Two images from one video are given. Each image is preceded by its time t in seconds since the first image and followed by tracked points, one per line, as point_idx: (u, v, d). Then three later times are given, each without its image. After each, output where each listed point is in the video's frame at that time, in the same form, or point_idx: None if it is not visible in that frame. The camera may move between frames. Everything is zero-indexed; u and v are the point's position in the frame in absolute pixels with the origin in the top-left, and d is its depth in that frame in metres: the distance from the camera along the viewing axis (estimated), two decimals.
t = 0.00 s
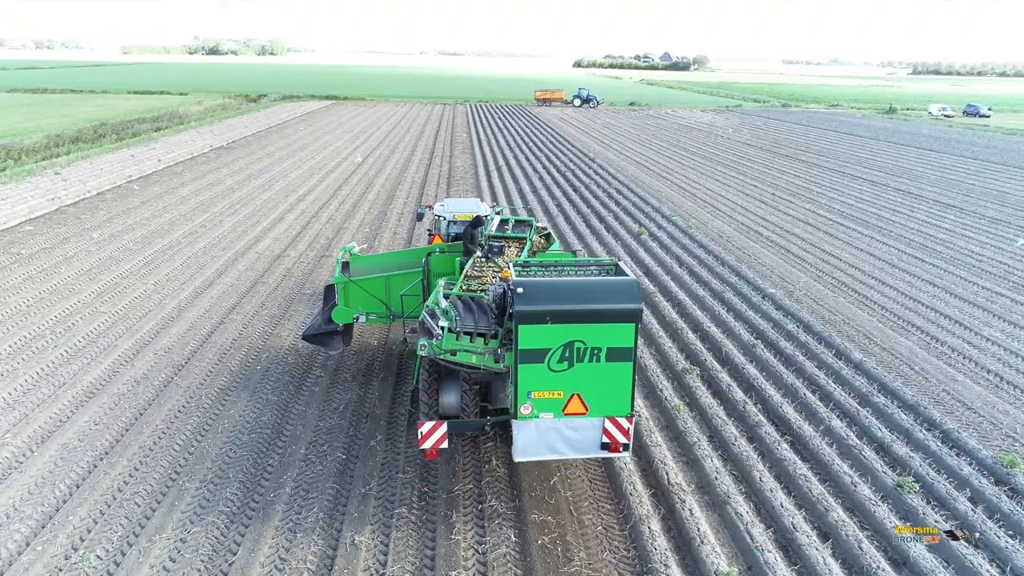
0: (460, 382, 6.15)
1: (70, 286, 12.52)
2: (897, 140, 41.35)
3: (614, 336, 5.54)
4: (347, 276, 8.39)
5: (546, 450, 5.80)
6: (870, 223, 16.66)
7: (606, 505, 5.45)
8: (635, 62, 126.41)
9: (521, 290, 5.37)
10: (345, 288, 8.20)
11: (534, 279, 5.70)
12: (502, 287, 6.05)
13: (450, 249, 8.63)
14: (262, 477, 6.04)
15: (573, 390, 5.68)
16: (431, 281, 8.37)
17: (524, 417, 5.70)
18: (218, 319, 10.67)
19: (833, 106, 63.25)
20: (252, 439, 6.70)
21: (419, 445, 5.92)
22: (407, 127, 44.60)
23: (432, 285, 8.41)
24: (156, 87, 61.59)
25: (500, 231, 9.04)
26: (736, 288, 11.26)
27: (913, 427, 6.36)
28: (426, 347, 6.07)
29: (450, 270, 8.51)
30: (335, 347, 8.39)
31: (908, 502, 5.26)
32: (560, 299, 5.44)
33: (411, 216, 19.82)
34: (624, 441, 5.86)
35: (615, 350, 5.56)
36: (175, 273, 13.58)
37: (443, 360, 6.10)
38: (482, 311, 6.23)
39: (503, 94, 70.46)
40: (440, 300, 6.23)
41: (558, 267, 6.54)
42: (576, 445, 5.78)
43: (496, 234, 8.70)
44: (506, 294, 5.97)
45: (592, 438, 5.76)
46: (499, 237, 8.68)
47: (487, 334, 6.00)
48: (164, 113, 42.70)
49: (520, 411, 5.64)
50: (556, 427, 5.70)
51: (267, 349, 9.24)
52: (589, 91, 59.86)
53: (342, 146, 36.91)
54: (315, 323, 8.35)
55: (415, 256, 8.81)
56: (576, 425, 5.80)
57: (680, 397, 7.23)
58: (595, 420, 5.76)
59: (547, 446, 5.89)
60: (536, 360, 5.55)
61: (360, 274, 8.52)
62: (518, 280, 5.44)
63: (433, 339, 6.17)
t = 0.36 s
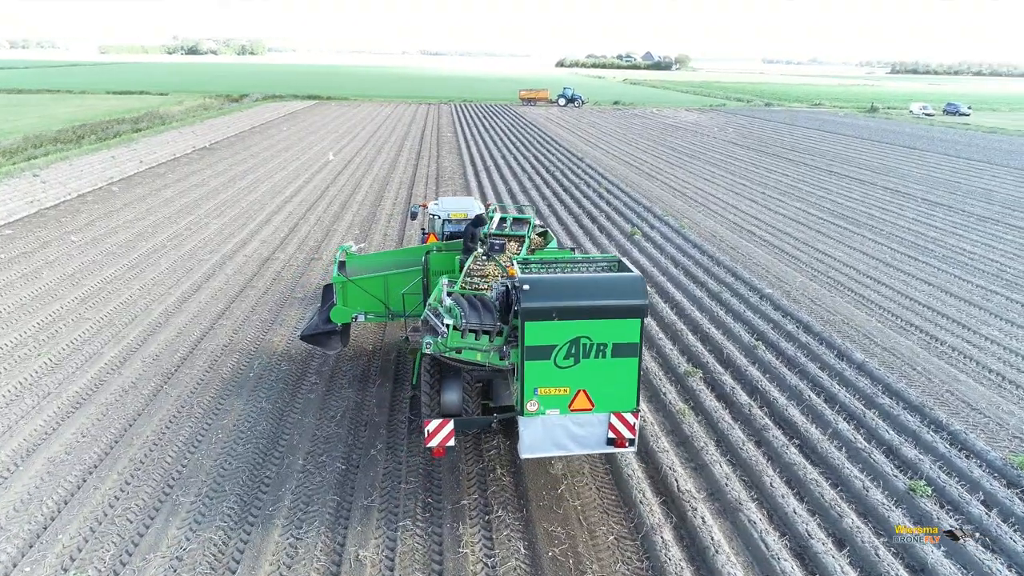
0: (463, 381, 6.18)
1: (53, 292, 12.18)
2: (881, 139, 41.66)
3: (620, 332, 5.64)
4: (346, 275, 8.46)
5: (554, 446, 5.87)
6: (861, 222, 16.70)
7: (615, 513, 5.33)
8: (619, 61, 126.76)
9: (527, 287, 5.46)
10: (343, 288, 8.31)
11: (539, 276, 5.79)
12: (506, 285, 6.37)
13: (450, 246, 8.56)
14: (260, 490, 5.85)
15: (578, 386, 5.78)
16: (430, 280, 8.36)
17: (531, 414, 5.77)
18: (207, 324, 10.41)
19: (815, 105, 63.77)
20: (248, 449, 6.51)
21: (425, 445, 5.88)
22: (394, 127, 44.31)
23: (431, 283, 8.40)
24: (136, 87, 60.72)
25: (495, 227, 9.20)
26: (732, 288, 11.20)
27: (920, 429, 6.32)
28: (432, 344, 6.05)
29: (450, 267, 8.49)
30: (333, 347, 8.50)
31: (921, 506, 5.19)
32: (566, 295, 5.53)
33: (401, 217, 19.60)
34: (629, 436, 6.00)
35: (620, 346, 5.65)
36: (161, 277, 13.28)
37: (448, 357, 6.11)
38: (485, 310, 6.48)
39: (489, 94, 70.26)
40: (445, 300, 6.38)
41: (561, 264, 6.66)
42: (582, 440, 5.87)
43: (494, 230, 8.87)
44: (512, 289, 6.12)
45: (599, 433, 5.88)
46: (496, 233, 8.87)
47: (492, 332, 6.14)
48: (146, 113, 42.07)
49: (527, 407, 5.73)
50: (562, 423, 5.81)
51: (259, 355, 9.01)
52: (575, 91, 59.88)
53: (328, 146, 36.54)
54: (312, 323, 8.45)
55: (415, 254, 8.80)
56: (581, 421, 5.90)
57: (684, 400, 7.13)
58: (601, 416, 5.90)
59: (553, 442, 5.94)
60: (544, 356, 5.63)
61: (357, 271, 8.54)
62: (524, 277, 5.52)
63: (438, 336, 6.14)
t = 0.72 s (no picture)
0: (463, 378, 6.22)
1: (32, 298, 11.83)
2: (863, 138, 42.06)
3: (623, 327, 5.76)
4: (341, 275, 8.47)
5: (558, 443, 5.94)
6: (850, 221, 16.79)
7: (625, 521, 5.22)
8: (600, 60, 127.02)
9: (531, 284, 5.55)
10: (340, 289, 8.28)
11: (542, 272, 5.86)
12: (508, 282, 6.30)
13: (445, 245, 8.78)
14: (257, 504, 5.65)
15: (583, 381, 5.89)
16: (428, 276, 8.54)
17: (535, 411, 5.87)
18: (195, 330, 10.16)
19: (796, 104, 64.33)
20: (243, 460, 6.31)
21: (431, 441, 5.95)
22: (378, 127, 43.94)
23: (430, 280, 8.58)
24: (112, 87, 59.66)
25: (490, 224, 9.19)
26: (728, 289, 11.15)
27: (925, 429, 6.29)
28: (434, 343, 6.06)
29: (447, 265, 8.69)
30: (330, 348, 8.46)
31: (933, 509, 5.15)
32: (569, 291, 5.63)
33: (389, 218, 19.37)
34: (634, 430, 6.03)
35: (623, 341, 5.76)
36: (145, 282, 12.97)
37: (452, 354, 6.16)
38: (488, 307, 6.41)
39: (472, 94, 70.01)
40: (449, 297, 6.35)
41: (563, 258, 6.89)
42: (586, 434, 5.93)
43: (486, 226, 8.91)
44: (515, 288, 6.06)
45: (602, 429, 5.95)
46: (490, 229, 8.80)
47: (496, 329, 6.18)
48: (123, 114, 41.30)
49: (531, 404, 5.83)
50: (566, 418, 5.90)
51: (250, 363, 8.77)
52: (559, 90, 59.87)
53: (312, 147, 36.12)
54: (309, 322, 8.48)
55: (408, 255, 8.92)
56: (586, 417, 5.98)
57: (687, 404, 7.05)
58: (605, 411, 5.98)
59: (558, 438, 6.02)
60: (548, 353, 5.74)
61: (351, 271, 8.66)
62: (528, 274, 5.60)
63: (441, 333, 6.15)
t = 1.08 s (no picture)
0: (463, 376, 6.32)
1: (9, 306, 11.45)
2: (844, 137, 42.46)
3: (627, 323, 5.83)
4: (337, 275, 8.54)
5: (563, 439, 6.01)
6: (838, 221, 16.87)
7: (635, 530, 5.12)
8: (582, 60, 126.97)
9: (536, 282, 5.60)
10: (336, 290, 8.43)
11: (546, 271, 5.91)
12: (508, 279, 6.63)
13: (441, 243, 8.80)
14: (255, 519, 5.47)
15: (587, 377, 5.94)
16: (424, 275, 8.63)
17: (540, 407, 5.91)
18: (182, 337, 9.89)
19: (775, 103, 64.77)
20: (238, 473, 6.11)
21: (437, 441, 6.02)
22: (361, 127, 43.54)
23: (426, 279, 8.67)
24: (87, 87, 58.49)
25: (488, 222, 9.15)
26: (722, 289, 11.12)
27: (930, 431, 6.27)
28: (439, 341, 6.20)
29: (443, 262, 8.70)
30: (325, 349, 8.50)
31: (944, 512, 5.11)
32: (573, 289, 5.69)
33: (376, 220, 19.11)
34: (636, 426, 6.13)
35: (626, 337, 5.81)
36: (127, 287, 12.62)
37: (456, 352, 6.27)
38: (492, 306, 6.52)
39: (455, 93, 69.66)
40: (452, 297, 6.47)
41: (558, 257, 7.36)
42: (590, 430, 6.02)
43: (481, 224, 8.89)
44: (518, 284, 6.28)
45: (605, 424, 6.05)
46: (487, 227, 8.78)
47: (499, 327, 6.28)
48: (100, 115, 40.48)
49: (536, 400, 5.87)
50: (571, 415, 5.95)
51: (241, 371, 8.54)
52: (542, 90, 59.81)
53: (294, 147, 35.65)
54: (304, 323, 8.49)
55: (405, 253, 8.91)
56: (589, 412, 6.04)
57: (690, 407, 6.97)
58: (609, 407, 6.04)
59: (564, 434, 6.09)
60: (552, 350, 5.78)
61: (346, 269, 8.65)
62: (533, 272, 5.65)
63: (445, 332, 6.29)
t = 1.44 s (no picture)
0: (463, 375, 6.25)
1: None
2: (826, 135, 42.86)
3: (629, 321, 5.91)
4: (333, 275, 8.60)
5: (567, 436, 6.12)
6: (826, 220, 16.96)
7: (647, 539, 5.03)
8: (562, 60, 127.31)
9: (540, 281, 5.66)
10: (332, 291, 8.48)
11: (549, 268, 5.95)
12: (508, 279, 6.95)
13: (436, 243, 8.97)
14: (254, 536, 5.29)
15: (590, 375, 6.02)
16: (421, 274, 8.77)
17: (543, 405, 5.96)
18: (169, 345, 9.61)
19: (756, 102, 65.26)
20: (234, 486, 5.93)
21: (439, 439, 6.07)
22: (344, 127, 43.14)
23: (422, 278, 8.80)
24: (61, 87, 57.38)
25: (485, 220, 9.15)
26: (717, 290, 11.09)
27: (935, 432, 6.26)
28: (442, 340, 6.10)
29: (439, 262, 8.90)
30: (320, 350, 8.56)
31: (956, 514, 5.08)
32: (577, 287, 5.75)
33: (364, 221, 18.85)
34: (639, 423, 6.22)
35: (629, 334, 5.88)
36: (109, 293, 12.28)
37: (458, 352, 6.21)
38: (494, 305, 6.62)
39: (438, 94, 69.33)
40: (454, 297, 6.51)
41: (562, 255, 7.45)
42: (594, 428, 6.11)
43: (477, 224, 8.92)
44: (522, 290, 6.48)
45: (609, 421, 6.15)
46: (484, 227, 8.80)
47: (502, 326, 6.29)
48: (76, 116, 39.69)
49: (539, 399, 5.94)
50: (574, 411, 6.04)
51: (232, 380, 8.31)
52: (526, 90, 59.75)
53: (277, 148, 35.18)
54: (300, 324, 8.55)
55: (398, 254, 9.09)
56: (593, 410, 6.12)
57: (693, 411, 6.90)
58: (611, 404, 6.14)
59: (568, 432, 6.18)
60: (556, 348, 5.86)
61: (341, 270, 8.72)
62: (536, 271, 5.71)
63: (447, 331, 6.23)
